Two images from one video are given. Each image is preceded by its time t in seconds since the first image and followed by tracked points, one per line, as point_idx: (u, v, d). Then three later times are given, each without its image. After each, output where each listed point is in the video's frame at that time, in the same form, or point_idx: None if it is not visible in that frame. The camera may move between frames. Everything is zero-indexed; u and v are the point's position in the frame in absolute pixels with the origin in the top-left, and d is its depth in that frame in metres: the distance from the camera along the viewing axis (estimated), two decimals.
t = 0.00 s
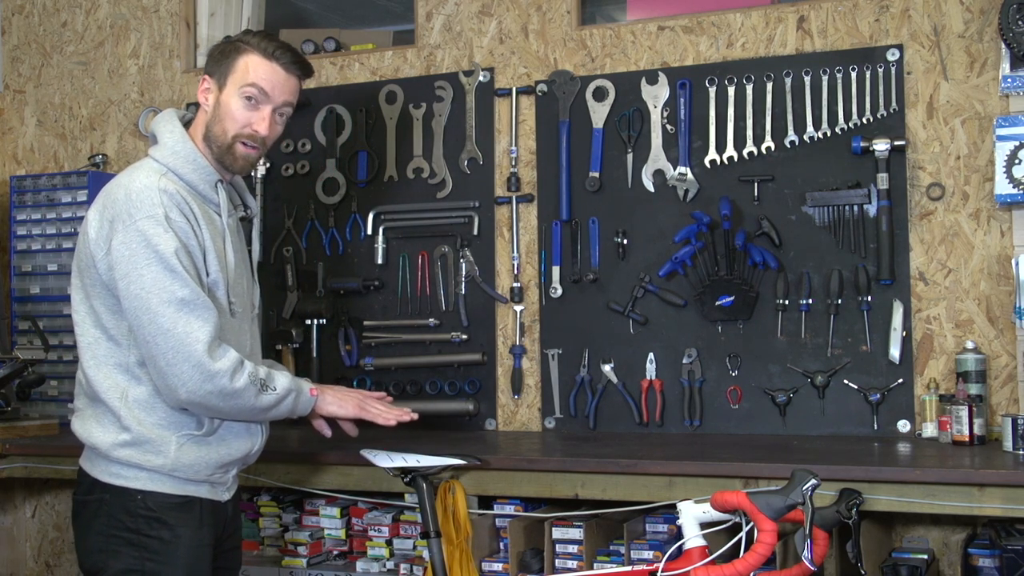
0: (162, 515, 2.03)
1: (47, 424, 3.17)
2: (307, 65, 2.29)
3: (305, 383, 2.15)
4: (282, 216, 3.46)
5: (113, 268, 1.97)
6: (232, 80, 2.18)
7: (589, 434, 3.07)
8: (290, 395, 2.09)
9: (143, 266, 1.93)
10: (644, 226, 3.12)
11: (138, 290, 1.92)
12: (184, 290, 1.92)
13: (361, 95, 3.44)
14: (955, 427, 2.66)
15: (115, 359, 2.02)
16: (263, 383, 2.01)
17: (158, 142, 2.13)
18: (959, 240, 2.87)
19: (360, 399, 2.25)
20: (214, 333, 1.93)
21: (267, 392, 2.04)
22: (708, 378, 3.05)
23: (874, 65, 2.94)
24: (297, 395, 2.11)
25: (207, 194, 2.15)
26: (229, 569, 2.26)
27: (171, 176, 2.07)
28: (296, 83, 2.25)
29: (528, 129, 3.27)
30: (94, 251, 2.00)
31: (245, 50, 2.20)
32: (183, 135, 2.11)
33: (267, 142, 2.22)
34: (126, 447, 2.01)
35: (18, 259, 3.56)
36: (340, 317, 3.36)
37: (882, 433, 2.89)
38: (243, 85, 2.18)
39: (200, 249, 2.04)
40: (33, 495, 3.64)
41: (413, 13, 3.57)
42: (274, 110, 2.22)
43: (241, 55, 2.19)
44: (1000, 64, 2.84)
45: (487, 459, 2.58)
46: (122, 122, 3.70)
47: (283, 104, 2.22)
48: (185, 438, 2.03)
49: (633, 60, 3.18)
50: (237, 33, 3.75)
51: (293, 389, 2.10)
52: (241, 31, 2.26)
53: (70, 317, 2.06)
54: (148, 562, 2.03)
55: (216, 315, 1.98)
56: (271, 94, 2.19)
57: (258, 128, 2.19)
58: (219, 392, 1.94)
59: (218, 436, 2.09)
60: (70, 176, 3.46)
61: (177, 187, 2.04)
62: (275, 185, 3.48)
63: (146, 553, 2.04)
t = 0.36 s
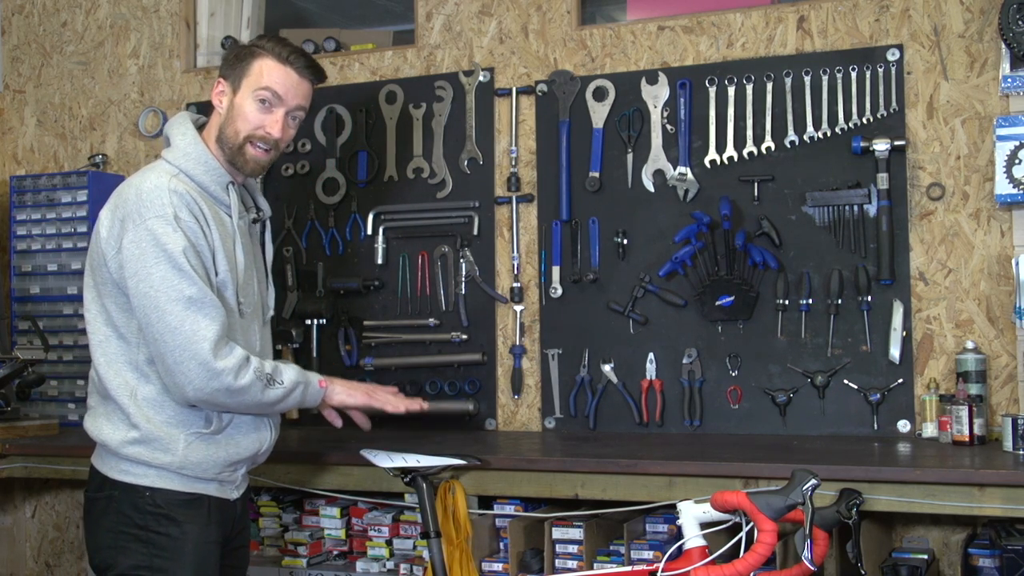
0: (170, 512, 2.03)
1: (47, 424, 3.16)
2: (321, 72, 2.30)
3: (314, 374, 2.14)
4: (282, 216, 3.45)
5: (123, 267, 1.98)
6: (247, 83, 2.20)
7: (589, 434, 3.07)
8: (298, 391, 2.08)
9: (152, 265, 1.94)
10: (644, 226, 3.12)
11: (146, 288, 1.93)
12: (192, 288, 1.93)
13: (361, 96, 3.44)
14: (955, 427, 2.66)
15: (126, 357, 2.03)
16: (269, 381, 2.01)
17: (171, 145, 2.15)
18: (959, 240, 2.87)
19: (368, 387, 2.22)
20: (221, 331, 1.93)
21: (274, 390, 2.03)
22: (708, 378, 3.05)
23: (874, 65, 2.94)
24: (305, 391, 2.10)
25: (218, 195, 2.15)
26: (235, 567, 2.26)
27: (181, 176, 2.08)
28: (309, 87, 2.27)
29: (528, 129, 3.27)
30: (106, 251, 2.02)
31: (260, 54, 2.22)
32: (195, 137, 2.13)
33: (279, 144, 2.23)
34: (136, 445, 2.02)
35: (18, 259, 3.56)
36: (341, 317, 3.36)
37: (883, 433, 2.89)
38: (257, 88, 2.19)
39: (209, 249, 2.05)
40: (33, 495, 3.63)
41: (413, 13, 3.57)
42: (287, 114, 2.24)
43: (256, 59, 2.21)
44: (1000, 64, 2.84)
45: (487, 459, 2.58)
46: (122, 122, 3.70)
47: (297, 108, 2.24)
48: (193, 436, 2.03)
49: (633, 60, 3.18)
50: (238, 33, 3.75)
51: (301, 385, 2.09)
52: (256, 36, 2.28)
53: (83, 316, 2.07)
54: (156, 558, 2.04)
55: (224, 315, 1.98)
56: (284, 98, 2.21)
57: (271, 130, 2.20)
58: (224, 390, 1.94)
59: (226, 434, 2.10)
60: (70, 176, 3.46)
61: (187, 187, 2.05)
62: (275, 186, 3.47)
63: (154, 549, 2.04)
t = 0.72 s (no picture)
0: (182, 510, 2.03)
1: (47, 424, 3.16)
2: (334, 80, 2.31)
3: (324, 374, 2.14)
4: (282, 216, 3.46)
5: (134, 269, 1.99)
6: (260, 88, 2.21)
7: (589, 434, 3.07)
8: (306, 390, 2.08)
9: (161, 266, 1.95)
10: (644, 227, 3.12)
11: (155, 289, 1.94)
12: (200, 289, 1.93)
13: (361, 96, 3.44)
14: (955, 427, 2.66)
15: (138, 358, 2.04)
16: (277, 380, 2.01)
17: (182, 148, 2.15)
18: (959, 240, 2.87)
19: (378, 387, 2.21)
20: (228, 331, 1.93)
21: (281, 389, 2.03)
22: (708, 378, 3.05)
23: (874, 65, 2.94)
24: (314, 390, 2.10)
25: (228, 197, 2.16)
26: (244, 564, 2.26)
27: (191, 179, 2.09)
28: (322, 93, 2.28)
29: (528, 129, 3.27)
30: (118, 252, 2.03)
31: (274, 60, 2.23)
32: (205, 141, 2.14)
33: (292, 149, 2.24)
34: (148, 445, 2.02)
35: (17, 259, 3.56)
36: (341, 317, 3.36)
37: (883, 433, 2.89)
38: (271, 93, 2.20)
39: (219, 251, 2.05)
40: (33, 496, 3.63)
41: (413, 13, 3.57)
42: (300, 119, 2.24)
43: (270, 64, 2.22)
44: (1000, 64, 2.84)
45: (487, 459, 2.58)
46: (122, 122, 3.71)
47: (310, 113, 2.25)
48: (204, 435, 2.04)
49: (633, 60, 3.18)
50: (238, 33, 3.75)
51: (309, 385, 2.08)
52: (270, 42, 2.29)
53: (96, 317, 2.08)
54: (168, 555, 2.03)
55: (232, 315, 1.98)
56: (298, 103, 2.21)
57: (284, 135, 2.21)
58: (231, 389, 1.94)
59: (238, 433, 2.10)
60: (70, 176, 3.47)
61: (196, 189, 2.06)
62: (275, 186, 3.47)
63: (165, 547, 2.04)
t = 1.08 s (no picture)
0: (195, 509, 2.03)
1: (47, 424, 3.16)
2: (333, 77, 2.30)
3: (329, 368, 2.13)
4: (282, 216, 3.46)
5: (137, 275, 1.99)
6: (260, 90, 2.20)
7: (589, 434, 3.07)
8: (313, 387, 2.07)
9: (161, 270, 1.95)
10: (644, 227, 3.12)
11: (157, 294, 1.94)
12: (200, 292, 1.93)
13: (361, 96, 3.44)
14: (955, 427, 2.66)
15: (147, 363, 2.04)
16: (282, 378, 2.00)
17: (183, 154, 2.16)
18: (959, 240, 2.87)
19: (384, 380, 2.19)
20: (230, 332, 1.93)
21: (287, 388, 2.03)
22: (708, 378, 3.05)
23: (874, 65, 2.94)
24: (320, 386, 2.09)
25: (231, 200, 2.16)
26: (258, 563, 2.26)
27: (192, 184, 2.09)
28: (323, 93, 2.27)
29: (528, 129, 3.27)
30: (121, 259, 2.04)
31: (273, 61, 2.22)
32: (205, 145, 2.14)
33: (294, 149, 2.23)
34: (161, 447, 2.03)
35: (17, 259, 3.56)
36: (341, 317, 3.36)
37: (883, 433, 2.89)
38: (271, 94, 2.20)
39: (220, 254, 2.05)
40: (32, 496, 3.63)
41: (413, 14, 3.57)
42: (301, 119, 2.24)
43: (269, 66, 2.22)
44: (1000, 64, 2.84)
45: (487, 459, 2.58)
46: (122, 122, 3.71)
47: (311, 113, 2.24)
48: (216, 437, 2.04)
49: (633, 60, 3.18)
50: (238, 33, 3.75)
51: (315, 381, 2.08)
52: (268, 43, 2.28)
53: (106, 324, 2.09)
54: (184, 554, 2.04)
55: (234, 317, 1.98)
56: (298, 103, 2.21)
57: (285, 135, 2.20)
58: (236, 390, 1.94)
59: (250, 433, 2.10)
60: (70, 176, 3.48)
61: (196, 193, 2.06)
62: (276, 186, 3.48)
63: (179, 546, 2.04)
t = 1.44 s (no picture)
0: (197, 508, 2.03)
1: (47, 424, 3.16)
2: (337, 79, 2.32)
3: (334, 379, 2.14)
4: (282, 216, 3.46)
5: (140, 276, 1.99)
6: (273, 93, 2.20)
7: (589, 434, 3.07)
8: (316, 390, 2.07)
9: (164, 272, 1.95)
10: (644, 227, 3.12)
11: (160, 295, 1.94)
12: (202, 294, 1.93)
13: (361, 96, 3.44)
14: (955, 427, 2.66)
15: (150, 363, 2.04)
16: (284, 381, 2.00)
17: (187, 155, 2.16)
18: (959, 240, 2.87)
19: (387, 394, 2.21)
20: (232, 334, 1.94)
21: (289, 390, 2.03)
22: (708, 378, 3.05)
23: (874, 65, 2.94)
24: (323, 388, 2.09)
25: (234, 202, 2.16)
26: (258, 563, 2.26)
27: (195, 185, 2.09)
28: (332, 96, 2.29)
29: (528, 129, 3.27)
30: (125, 260, 2.04)
31: (285, 65, 2.22)
32: (208, 146, 2.14)
33: (307, 151, 2.24)
34: (164, 447, 2.03)
35: (18, 259, 3.56)
36: (341, 317, 3.36)
37: (883, 433, 2.89)
38: (286, 98, 2.19)
39: (222, 255, 2.05)
40: (33, 496, 3.63)
41: (413, 14, 3.57)
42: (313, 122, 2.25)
43: (283, 70, 2.21)
44: (1000, 64, 2.84)
45: (487, 459, 2.58)
46: (122, 122, 3.71)
47: (322, 115, 2.25)
48: (219, 436, 2.04)
49: (633, 60, 3.18)
50: (237, 33, 3.75)
51: (318, 385, 2.08)
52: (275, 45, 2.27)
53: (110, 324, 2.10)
54: (184, 553, 2.04)
55: (237, 318, 1.98)
56: (313, 108, 2.22)
57: (301, 138, 2.21)
58: (238, 391, 1.94)
59: (253, 433, 2.10)
60: (70, 176, 3.49)
61: (199, 195, 2.06)
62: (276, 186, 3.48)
63: (182, 544, 2.04)
